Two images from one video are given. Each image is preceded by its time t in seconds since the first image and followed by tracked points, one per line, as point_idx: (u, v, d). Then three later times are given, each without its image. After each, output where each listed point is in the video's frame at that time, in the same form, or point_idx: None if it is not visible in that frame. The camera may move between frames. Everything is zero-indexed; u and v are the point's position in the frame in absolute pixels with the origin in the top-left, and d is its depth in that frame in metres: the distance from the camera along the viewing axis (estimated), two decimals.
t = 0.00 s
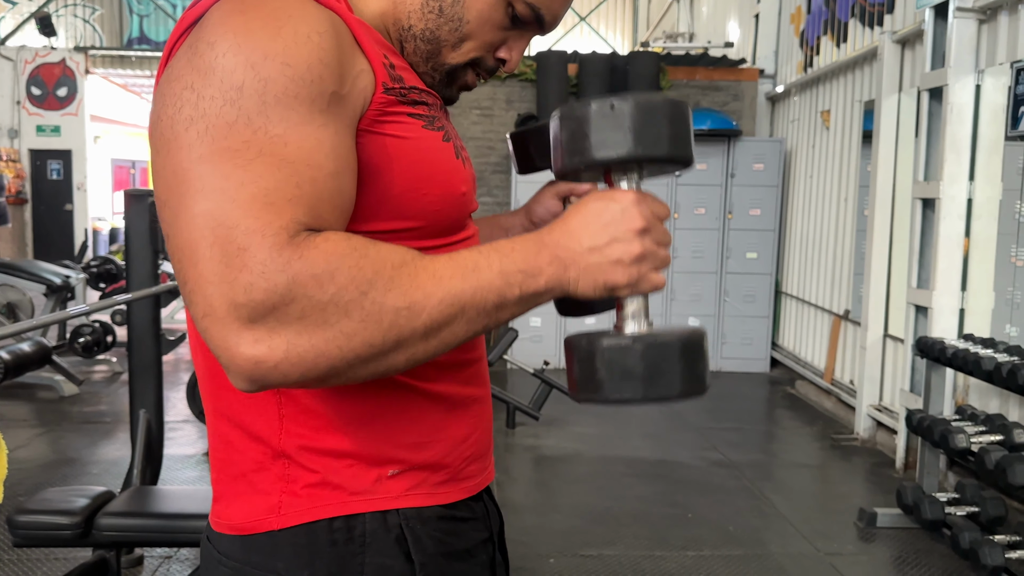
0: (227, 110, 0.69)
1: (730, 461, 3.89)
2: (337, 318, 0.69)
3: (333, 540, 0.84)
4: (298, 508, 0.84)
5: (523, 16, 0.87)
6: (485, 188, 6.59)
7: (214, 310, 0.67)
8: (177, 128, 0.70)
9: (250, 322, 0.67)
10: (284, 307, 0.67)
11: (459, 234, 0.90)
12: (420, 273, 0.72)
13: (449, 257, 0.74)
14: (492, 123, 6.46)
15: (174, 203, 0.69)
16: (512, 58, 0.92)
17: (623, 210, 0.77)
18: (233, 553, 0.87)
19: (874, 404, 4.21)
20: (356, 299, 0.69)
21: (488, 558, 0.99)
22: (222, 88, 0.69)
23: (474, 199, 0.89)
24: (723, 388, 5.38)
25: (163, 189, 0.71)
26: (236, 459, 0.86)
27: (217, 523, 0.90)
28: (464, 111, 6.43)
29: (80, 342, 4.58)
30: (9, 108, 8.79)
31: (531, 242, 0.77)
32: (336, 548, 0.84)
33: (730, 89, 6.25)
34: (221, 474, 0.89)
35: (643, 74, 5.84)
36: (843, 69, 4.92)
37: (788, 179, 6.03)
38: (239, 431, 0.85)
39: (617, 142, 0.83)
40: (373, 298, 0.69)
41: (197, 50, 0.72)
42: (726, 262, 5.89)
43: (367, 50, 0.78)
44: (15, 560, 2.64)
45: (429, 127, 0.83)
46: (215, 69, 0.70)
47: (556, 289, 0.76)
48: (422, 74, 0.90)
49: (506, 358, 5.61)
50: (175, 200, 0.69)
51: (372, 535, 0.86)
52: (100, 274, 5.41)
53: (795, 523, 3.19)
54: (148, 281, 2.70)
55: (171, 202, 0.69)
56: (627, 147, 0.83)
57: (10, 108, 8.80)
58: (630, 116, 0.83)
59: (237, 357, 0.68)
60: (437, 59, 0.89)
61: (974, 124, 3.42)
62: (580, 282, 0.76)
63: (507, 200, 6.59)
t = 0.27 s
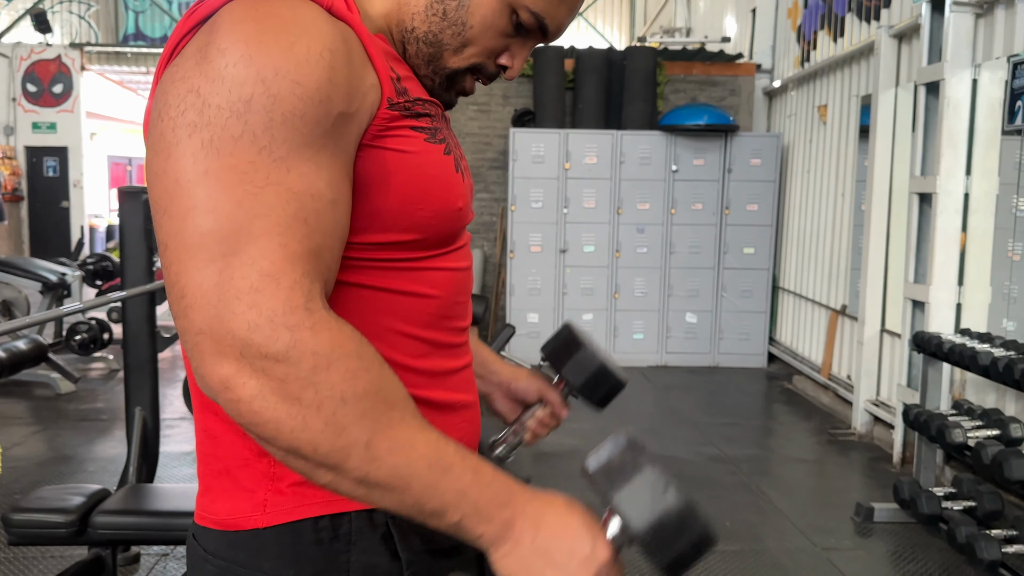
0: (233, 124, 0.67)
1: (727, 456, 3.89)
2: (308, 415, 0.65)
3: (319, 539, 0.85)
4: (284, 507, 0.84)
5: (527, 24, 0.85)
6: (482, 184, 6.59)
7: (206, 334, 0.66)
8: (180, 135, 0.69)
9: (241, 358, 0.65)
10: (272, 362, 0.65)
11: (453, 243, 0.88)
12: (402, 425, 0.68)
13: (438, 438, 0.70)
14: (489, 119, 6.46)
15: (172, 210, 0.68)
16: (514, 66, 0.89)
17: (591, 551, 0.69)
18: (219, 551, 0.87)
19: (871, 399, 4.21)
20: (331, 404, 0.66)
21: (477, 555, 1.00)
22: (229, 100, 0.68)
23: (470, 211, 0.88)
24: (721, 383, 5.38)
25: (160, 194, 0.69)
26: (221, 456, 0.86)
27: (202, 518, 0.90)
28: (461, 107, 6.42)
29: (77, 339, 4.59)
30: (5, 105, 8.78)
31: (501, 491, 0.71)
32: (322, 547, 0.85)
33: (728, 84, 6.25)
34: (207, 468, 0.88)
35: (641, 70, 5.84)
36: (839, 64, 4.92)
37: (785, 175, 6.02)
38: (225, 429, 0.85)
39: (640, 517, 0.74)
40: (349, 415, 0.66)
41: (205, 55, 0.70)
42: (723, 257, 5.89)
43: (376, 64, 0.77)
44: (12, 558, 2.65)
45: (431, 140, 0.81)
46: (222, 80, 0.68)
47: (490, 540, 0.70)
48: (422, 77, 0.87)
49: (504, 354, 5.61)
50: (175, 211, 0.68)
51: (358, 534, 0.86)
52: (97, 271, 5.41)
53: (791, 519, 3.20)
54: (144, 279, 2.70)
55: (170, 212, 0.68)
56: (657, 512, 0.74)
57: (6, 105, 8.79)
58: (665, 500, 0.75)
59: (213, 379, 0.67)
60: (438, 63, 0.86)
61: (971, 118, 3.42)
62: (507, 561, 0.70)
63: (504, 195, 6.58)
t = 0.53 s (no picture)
0: (261, 126, 0.63)
1: (729, 452, 3.89)
2: (243, 442, 0.63)
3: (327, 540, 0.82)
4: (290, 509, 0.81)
5: (568, 43, 0.82)
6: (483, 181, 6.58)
7: (194, 327, 0.64)
8: (203, 125, 0.65)
9: (221, 360, 0.63)
10: (241, 379, 0.63)
11: (479, 253, 0.84)
12: (313, 501, 0.66)
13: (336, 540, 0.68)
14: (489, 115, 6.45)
15: (185, 199, 0.64)
16: (550, 86, 0.87)
17: None
18: (231, 555, 0.86)
19: (872, 394, 4.21)
20: (268, 442, 0.64)
21: (487, 564, 0.95)
22: (262, 100, 0.63)
23: (496, 224, 0.83)
24: (722, 379, 5.38)
25: (176, 179, 0.66)
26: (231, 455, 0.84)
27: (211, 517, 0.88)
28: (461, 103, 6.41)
29: (78, 337, 4.59)
30: (5, 103, 8.78)
31: None
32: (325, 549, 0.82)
33: (728, 79, 6.22)
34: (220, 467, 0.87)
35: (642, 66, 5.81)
36: (841, 59, 4.91)
37: (786, 170, 6.02)
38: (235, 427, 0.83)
39: None
40: (282, 462, 0.64)
41: (245, 45, 0.65)
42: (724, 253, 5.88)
43: (418, 78, 0.73)
44: (14, 556, 2.66)
45: (465, 155, 0.77)
46: (257, 77, 0.64)
47: None
48: (460, 92, 0.83)
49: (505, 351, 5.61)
50: (186, 201, 0.64)
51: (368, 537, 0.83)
52: (98, 269, 5.42)
53: (793, 515, 3.20)
54: (144, 278, 2.70)
55: (181, 201, 0.64)
56: None
57: (6, 103, 8.80)
58: None
59: (188, 368, 0.65)
60: (477, 79, 0.82)
61: (972, 113, 3.41)
62: None
63: (505, 192, 6.57)
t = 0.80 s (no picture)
0: (242, 125, 0.63)
1: (737, 449, 3.87)
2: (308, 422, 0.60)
3: (337, 539, 0.84)
4: (300, 508, 0.83)
5: (528, 11, 0.81)
6: (490, 177, 6.56)
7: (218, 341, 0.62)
8: (186, 136, 0.64)
9: (250, 362, 0.61)
10: (281, 369, 0.61)
11: (464, 235, 0.86)
12: (400, 452, 0.63)
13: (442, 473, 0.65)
14: (496, 111, 6.44)
15: (179, 215, 0.64)
16: (515, 53, 0.86)
17: None
18: (235, 554, 0.86)
19: (882, 390, 4.19)
20: (333, 416, 0.61)
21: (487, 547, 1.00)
22: (238, 100, 0.63)
23: (479, 202, 0.85)
24: (731, 375, 5.36)
25: (168, 197, 0.65)
26: (236, 459, 0.84)
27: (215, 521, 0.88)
28: (468, 99, 6.40)
29: (86, 334, 4.60)
30: (14, 101, 8.85)
31: (495, 536, 0.66)
32: (339, 545, 0.84)
33: (737, 74, 6.25)
34: (221, 471, 0.87)
35: (649, 61, 5.81)
36: (850, 53, 4.87)
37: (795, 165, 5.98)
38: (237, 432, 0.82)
39: None
40: (350, 430, 0.61)
41: (214, 53, 0.66)
42: (733, 248, 5.86)
43: (385, 59, 0.73)
44: (24, 552, 2.67)
45: (439, 133, 0.77)
46: (230, 78, 0.64)
47: None
48: (426, 70, 0.83)
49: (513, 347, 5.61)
50: (181, 215, 0.63)
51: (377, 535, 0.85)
52: (106, 266, 5.43)
53: (802, 511, 3.18)
54: (150, 274, 2.70)
55: (176, 215, 0.63)
56: None
57: (14, 100, 8.86)
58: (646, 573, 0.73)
59: (222, 382, 0.62)
60: (442, 54, 0.82)
61: (983, 106, 3.37)
62: None
63: (512, 188, 6.56)
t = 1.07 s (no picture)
0: (239, 109, 0.67)
1: (750, 444, 3.87)
2: (371, 316, 0.67)
3: (364, 523, 0.85)
4: (327, 492, 0.84)
5: None
6: (503, 172, 6.56)
7: (248, 311, 0.66)
8: (189, 129, 0.69)
9: (283, 320, 0.66)
10: (317, 304, 0.66)
11: (470, 218, 0.89)
12: (447, 269, 0.70)
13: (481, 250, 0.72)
14: (509, 106, 6.44)
15: (194, 205, 0.68)
16: (514, 27, 0.89)
17: (653, 204, 0.72)
18: (259, 536, 0.88)
19: (898, 385, 4.18)
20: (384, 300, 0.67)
21: (511, 540, 1.00)
22: (232, 88, 0.68)
23: (484, 181, 0.88)
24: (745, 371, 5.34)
25: (181, 192, 0.69)
26: (264, 442, 0.87)
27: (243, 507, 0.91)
28: (480, 94, 6.40)
29: (103, 329, 4.64)
30: (31, 98, 8.92)
31: (558, 246, 0.72)
32: (365, 531, 0.85)
33: (751, 67, 6.18)
34: (250, 455, 0.90)
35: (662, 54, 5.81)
36: (865, 46, 4.84)
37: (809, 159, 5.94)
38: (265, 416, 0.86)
39: (645, 137, 0.82)
40: (403, 296, 0.68)
41: (203, 48, 0.70)
42: (747, 243, 5.84)
43: (369, 36, 0.77)
44: (43, 544, 2.70)
45: (435, 109, 0.81)
46: (223, 68, 0.69)
47: (583, 285, 0.72)
48: (422, 48, 0.88)
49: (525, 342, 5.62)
50: (196, 203, 0.68)
51: (402, 517, 0.86)
52: (122, 262, 5.46)
53: (816, 506, 3.17)
54: (167, 269, 2.73)
55: (191, 206, 0.68)
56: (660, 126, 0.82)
57: (31, 97, 8.93)
58: (655, 113, 0.82)
59: (271, 353, 0.67)
60: (436, 32, 0.87)
61: (1001, 99, 3.34)
62: (610, 277, 0.71)
63: (525, 182, 6.55)
